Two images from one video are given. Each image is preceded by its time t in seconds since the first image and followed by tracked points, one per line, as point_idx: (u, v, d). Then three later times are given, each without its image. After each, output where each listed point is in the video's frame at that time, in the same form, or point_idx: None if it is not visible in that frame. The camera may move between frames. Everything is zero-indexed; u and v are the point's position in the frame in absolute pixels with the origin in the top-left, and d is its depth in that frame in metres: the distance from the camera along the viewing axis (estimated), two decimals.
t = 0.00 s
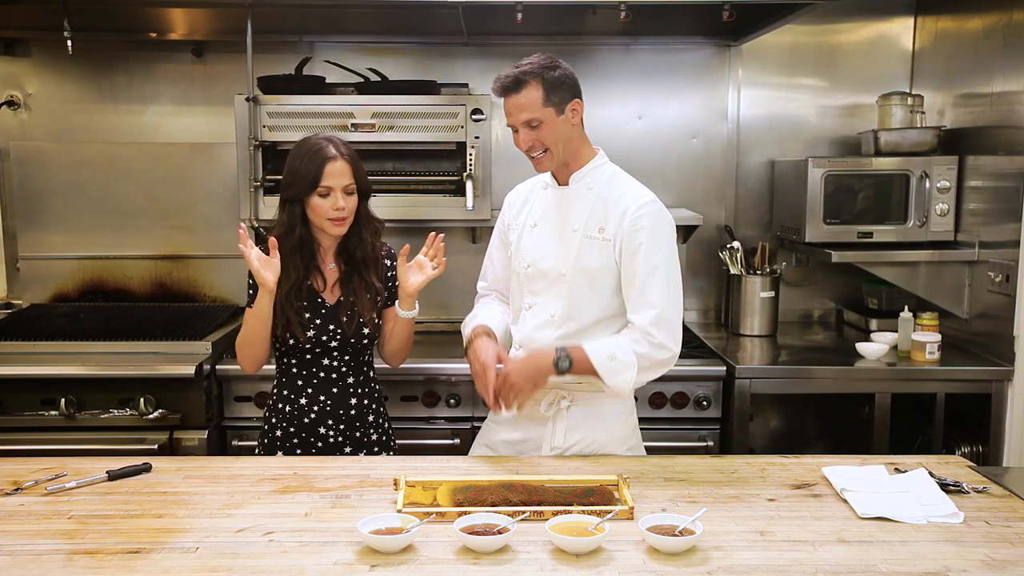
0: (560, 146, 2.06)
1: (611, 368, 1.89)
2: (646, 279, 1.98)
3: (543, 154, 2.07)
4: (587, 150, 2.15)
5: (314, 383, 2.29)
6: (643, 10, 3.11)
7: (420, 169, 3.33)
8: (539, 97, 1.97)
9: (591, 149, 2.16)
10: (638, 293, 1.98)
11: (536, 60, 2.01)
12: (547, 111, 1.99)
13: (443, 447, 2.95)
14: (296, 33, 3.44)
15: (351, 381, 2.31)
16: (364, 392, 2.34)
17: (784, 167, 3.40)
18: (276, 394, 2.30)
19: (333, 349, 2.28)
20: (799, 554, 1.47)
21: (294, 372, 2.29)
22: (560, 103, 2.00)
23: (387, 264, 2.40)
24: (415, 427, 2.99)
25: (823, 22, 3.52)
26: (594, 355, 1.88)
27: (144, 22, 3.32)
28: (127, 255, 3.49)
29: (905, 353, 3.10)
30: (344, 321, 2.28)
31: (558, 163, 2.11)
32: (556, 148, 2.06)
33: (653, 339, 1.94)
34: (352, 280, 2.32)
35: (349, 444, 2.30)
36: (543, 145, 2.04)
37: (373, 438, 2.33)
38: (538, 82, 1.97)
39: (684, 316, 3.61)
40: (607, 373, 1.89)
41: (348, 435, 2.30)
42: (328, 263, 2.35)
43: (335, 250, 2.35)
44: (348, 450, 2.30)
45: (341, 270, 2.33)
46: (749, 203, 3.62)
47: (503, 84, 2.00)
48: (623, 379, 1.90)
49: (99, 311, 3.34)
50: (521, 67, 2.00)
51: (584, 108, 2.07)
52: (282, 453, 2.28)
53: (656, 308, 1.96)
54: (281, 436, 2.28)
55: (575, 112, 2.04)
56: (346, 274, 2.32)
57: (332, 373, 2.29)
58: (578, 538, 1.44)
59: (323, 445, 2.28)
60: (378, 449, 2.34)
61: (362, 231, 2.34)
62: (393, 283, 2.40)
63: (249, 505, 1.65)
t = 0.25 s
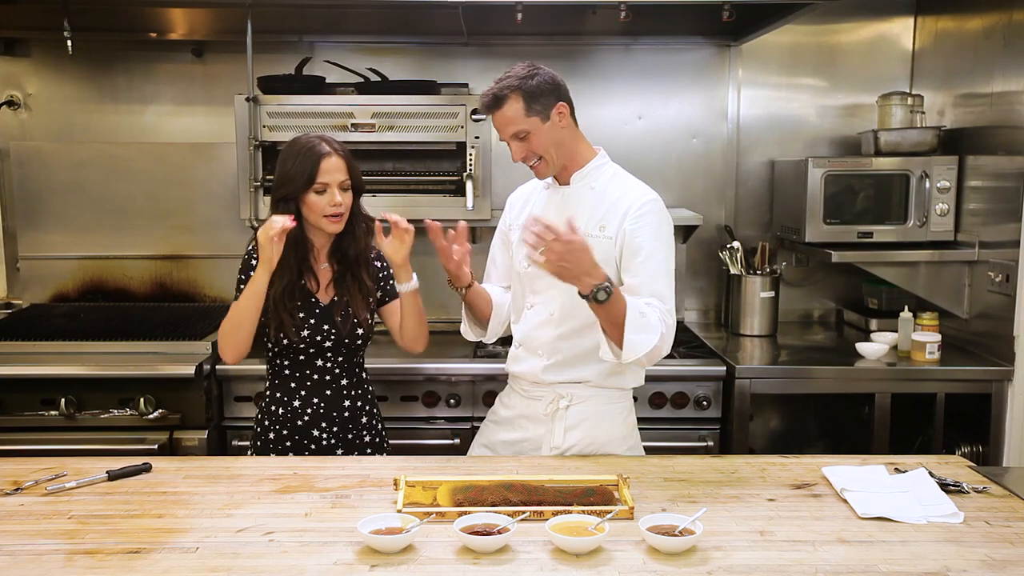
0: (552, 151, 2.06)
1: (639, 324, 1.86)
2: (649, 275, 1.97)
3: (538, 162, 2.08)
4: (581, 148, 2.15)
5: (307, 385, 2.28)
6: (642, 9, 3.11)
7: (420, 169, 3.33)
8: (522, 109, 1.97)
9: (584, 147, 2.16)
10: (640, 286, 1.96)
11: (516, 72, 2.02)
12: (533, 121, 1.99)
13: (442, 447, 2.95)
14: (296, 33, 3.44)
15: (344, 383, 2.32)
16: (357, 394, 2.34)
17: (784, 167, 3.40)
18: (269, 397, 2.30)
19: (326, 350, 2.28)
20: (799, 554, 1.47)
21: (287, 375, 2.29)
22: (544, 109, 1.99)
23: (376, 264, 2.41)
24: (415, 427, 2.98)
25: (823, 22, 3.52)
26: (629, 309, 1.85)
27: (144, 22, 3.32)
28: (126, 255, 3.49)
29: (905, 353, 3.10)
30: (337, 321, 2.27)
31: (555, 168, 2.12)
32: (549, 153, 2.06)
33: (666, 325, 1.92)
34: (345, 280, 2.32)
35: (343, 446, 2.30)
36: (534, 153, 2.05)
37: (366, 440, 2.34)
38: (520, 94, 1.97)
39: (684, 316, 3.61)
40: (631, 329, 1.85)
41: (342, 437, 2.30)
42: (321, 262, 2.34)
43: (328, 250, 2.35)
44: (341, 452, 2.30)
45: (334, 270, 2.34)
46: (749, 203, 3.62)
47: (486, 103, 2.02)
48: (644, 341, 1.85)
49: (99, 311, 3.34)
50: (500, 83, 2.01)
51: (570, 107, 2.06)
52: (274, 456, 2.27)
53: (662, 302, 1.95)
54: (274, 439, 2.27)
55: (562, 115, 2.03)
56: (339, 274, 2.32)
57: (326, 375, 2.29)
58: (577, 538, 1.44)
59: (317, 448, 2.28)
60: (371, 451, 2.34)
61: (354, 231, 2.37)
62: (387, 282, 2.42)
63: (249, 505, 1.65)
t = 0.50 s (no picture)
0: (550, 151, 2.07)
1: (654, 339, 1.85)
2: (651, 276, 1.97)
3: (534, 160, 2.09)
4: (583, 149, 2.15)
5: (310, 382, 2.28)
6: (643, 9, 3.11)
7: (420, 169, 3.33)
8: (520, 107, 1.98)
9: (586, 148, 2.16)
10: (643, 287, 1.96)
11: (518, 69, 2.03)
12: (531, 119, 1.99)
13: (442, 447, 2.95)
14: (296, 33, 3.44)
15: (346, 376, 2.33)
16: (357, 386, 2.36)
17: (784, 167, 3.40)
18: (270, 394, 2.29)
19: (329, 345, 2.28)
20: (799, 554, 1.47)
21: (289, 372, 2.28)
22: (543, 109, 1.99)
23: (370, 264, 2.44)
24: (415, 427, 2.98)
25: (823, 22, 3.52)
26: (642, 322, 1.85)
27: (144, 22, 3.32)
28: (127, 255, 3.49)
29: (905, 353, 3.10)
30: (340, 317, 2.28)
31: (553, 167, 2.12)
32: (546, 153, 2.07)
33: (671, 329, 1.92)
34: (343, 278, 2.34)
35: (348, 438, 2.32)
36: (532, 152, 2.06)
37: (368, 431, 2.37)
38: (519, 91, 1.98)
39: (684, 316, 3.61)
40: (647, 345, 1.84)
41: (346, 430, 2.31)
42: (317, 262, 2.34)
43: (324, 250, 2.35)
44: (345, 445, 2.32)
45: (331, 269, 2.35)
46: (749, 203, 3.62)
47: (485, 99, 2.03)
48: (660, 354, 1.84)
49: (99, 311, 3.34)
50: (500, 80, 2.01)
51: (570, 108, 2.06)
52: (278, 453, 2.28)
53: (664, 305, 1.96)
54: (278, 436, 2.28)
55: (561, 116, 2.03)
56: (336, 273, 2.34)
57: (328, 370, 2.30)
58: (578, 538, 1.44)
59: (321, 444, 2.29)
60: (373, 442, 2.37)
61: (352, 230, 2.35)
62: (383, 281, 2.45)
63: (249, 505, 1.65)
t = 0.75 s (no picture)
0: (545, 152, 2.10)
1: (629, 376, 1.90)
2: (651, 283, 1.98)
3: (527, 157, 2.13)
4: (587, 155, 2.15)
5: (317, 381, 2.28)
6: (643, 9, 3.11)
7: (420, 169, 3.33)
8: (517, 103, 2.03)
9: (590, 154, 2.16)
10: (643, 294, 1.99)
11: (531, 64, 2.06)
12: (526, 118, 2.04)
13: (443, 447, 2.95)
14: (296, 33, 3.44)
15: (352, 374, 2.33)
16: (363, 383, 2.37)
17: (784, 167, 3.40)
18: (276, 395, 2.27)
19: (336, 343, 2.28)
20: (799, 554, 1.47)
21: (295, 372, 2.27)
22: (541, 112, 2.03)
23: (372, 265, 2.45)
24: (415, 427, 2.98)
25: (823, 22, 3.52)
26: (611, 364, 1.90)
27: (144, 22, 3.32)
28: (127, 255, 3.49)
29: (905, 353, 3.10)
30: (348, 314, 2.28)
31: (550, 167, 2.16)
32: (540, 153, 2.11)
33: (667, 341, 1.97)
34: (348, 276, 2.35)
35: (355, 436, 2.32)
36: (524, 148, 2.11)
37: (374, 427, 2.36)
38: (521, 90, 2.03)
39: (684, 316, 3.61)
40: (627, 383, 1.90)
41: (353, 428, 2.31)
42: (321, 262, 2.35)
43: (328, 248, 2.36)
44: (353, 443, 2.31)
45: (335, 268, 2.36)
46: (749, 203, 3.62)
47: (495, 85, 2.09)
48: (642, 388, 1.91)
49: (99, 311, 3.34)
50: (513, 71, 2.06)
51: (573, 118, 2.07)
52: (286, 453, 2.27)
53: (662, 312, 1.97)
54: (285, 436, 2.27)
55: (559, 122, 2.06)
56: (340, 272, 2.35)
57: (335, 368, 2.30)
58: (577, 538, 1.44)
59: (328, 442, 2.28)
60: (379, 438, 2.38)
61: (355, 229, 2.37)
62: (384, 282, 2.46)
63: (249, 505, 1.65)
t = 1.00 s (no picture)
0: (543, 142, 2.09)
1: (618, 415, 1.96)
2: (646, 289, 1.98)
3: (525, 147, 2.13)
4: (588, 154, 2.14)
5: (322, 383, 2.28)
6: (643, 10, 3.11)
7: (420, 170, 3.33)
8: (519, 89, 2.04)
9: (591, 154, 2.15)
10: (637, 299, 1.99)
11: (544, 54, 2.08)
12: (526, 104, 2.04)
13: (443, 447, 2.95)
14: (296, 33, 3.44)
15: (358, 377, 2.33)
16: (370, 386, 2.36)
17: (784, 167, 3.40)
18: (282, 397, 2.28)
19: (343, 346, 2.28)
20: (799, 554, 1.47)
21: (301, 374, 2.28)
22: (543, 100, 2.03)
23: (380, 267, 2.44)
24: (415, 427, 2.99)
25: (823, 22, 3.52)
26: (599, 408, 1.95)
27: (144, 22, 3.32)
28: (127, 255, 3.49)
29: (905, 353, 3.10)
30: (354, 317, 2.27)
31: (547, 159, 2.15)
32: (537, 143, 2.10)
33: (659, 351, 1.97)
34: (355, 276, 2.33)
35: (361, 439, 2.32)
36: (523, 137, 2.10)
37: (381, 430, 2.36)
38: (527, 75, 2.04)
39: (684, 317, 3.61)
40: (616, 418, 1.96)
41: (359, 431, 2.31)
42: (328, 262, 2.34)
43: (334, 247, 2.35)
44: (358, 445, 2.32)
45: (341, 267, 2.34)
46: (749, 204, 3.62)
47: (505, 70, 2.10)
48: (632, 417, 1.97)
49: (99, 311, 3.34)
50: (527, 58, 2.07)
51: (575, 111, 2.07)
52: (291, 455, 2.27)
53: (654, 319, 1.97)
54: (291, 438, 2.27)
55: (559, 113, 2.05)
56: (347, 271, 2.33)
57: (341, 370, 2.30)
58: (577, 538, 1.44)
59: (334, 444, 2.29)
60: (385, 441, 2.37)
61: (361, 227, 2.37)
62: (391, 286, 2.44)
63: (249, 505, 1.65)
